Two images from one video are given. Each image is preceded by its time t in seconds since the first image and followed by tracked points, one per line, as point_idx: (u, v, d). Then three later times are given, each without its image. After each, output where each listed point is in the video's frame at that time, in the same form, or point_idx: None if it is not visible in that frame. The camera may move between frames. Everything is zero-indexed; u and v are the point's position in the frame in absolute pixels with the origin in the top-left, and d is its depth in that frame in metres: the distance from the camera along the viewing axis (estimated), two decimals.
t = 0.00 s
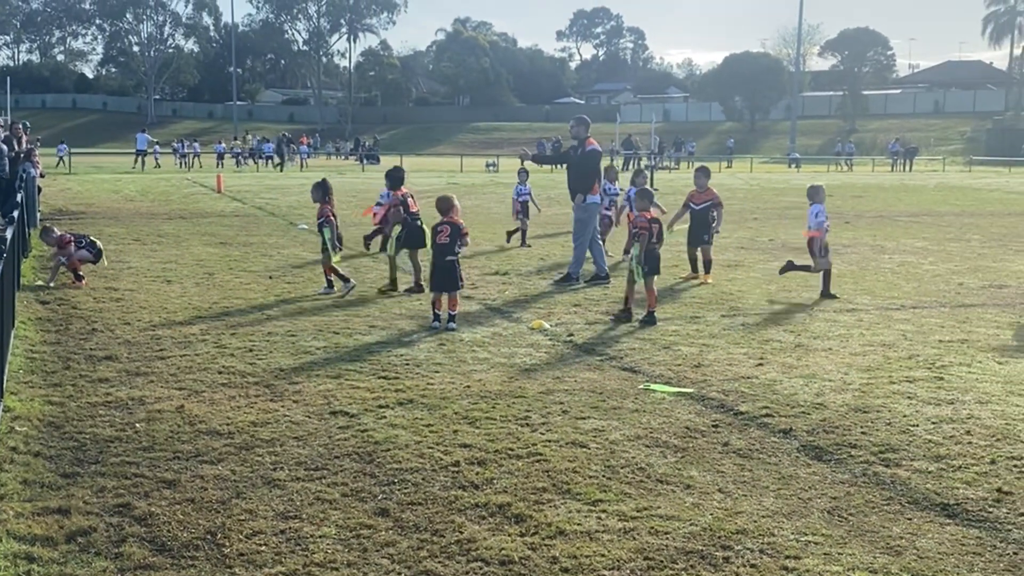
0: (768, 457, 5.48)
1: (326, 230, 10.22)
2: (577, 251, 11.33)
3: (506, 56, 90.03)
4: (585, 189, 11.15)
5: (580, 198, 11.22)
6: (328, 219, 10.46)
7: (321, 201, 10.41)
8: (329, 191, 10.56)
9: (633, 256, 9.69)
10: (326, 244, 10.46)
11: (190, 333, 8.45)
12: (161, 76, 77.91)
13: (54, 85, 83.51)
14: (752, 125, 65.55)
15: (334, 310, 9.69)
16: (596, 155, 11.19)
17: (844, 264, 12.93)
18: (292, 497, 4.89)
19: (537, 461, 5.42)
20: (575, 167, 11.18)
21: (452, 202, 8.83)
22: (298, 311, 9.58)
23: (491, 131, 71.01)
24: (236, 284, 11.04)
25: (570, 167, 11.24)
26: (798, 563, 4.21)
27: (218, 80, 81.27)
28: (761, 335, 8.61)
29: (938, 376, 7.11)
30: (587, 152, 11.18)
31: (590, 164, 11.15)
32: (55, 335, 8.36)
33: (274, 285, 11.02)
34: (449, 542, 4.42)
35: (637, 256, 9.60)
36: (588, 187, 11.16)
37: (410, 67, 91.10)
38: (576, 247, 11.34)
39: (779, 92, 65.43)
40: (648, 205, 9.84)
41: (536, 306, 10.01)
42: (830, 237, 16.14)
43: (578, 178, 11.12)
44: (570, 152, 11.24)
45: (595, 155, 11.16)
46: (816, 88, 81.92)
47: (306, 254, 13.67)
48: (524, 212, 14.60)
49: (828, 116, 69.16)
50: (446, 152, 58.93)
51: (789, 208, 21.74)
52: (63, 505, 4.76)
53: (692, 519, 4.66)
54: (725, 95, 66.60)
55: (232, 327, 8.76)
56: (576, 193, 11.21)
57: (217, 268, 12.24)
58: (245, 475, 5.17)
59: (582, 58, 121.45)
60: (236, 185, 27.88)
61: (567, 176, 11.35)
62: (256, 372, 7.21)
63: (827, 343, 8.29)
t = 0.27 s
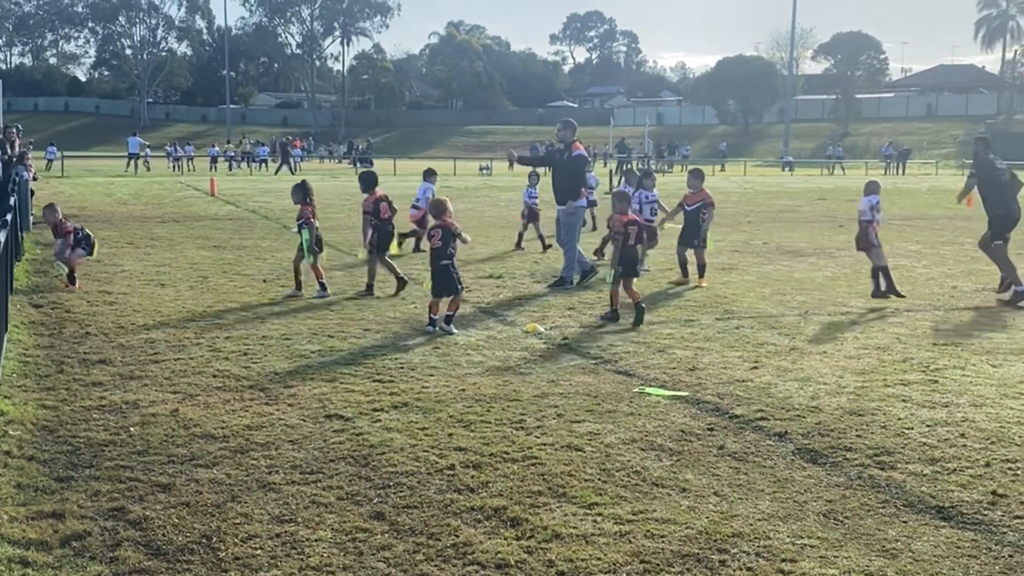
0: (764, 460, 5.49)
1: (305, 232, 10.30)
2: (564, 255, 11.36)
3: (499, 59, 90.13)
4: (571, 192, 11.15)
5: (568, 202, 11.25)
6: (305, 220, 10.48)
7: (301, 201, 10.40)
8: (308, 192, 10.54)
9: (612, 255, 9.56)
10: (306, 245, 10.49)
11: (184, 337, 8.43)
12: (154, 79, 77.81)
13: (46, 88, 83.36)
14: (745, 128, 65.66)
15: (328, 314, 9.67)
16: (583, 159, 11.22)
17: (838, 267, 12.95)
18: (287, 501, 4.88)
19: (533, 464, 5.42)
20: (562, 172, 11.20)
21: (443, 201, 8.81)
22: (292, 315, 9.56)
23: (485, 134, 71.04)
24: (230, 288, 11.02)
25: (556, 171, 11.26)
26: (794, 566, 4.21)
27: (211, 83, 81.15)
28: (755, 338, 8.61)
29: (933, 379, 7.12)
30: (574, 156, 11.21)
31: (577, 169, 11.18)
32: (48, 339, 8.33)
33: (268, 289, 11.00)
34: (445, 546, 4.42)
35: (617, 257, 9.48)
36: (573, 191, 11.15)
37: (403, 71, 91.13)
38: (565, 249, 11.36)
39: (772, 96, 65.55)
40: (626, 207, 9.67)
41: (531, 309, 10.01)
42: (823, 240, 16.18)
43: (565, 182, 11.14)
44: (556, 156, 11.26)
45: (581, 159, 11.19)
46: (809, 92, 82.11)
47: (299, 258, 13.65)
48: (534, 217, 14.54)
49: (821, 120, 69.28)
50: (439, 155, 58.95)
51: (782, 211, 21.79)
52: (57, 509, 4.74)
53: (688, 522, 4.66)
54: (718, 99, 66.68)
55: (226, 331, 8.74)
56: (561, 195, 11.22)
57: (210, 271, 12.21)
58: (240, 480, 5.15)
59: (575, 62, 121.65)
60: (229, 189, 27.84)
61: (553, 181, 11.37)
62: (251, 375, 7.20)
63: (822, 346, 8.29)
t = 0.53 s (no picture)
0: (762, 461, 5.49)
1: (284, 236, 10.43)
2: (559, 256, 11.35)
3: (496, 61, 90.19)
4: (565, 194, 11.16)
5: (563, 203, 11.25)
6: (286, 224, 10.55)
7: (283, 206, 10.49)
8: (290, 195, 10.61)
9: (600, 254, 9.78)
10: (285, 249, 10.56)
11: (181, 339, 8.41)
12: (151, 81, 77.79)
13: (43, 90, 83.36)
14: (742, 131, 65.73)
15: (326, 315, 9.66)
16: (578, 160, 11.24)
17: (835, 270, 12.97)
18: (285, 503, 4.87)
19: (531, 466, 5.42)
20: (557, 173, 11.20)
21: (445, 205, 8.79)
22: (289, 316, 9.55)
23: (482, 136, 71.08)
24: (227, 290, 11.01)
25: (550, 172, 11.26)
26: (792, 568, 4.21)
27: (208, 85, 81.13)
28: (752, 340, 8.62)
29: (930, 381, 7.12)
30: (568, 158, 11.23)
31: (573, 170, 11.16)
32: (45, 340, 8.31)
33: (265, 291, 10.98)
34: (443, 548, 4.41)
35: (606, 254, 9.71)
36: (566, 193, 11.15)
37: (400, 73, 91.18)
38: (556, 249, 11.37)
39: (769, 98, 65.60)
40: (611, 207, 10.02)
41: (528, 311, 10.00)
42: (820, 242, 16.18)
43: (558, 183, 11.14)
44: (551, 156, 11.25)
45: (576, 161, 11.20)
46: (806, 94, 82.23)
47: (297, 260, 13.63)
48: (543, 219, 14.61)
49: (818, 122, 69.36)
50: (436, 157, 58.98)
51: (779, 213, 21.81)
52: (55, 511, 4.73)
53: (686, 524, 4.66)
54: (715, 101, 66.72)
55: (223, 332, 8.73)
56: (554, 197, 11.24)
57: (207, 273, 12.20)
58: (238, 481, 5.15)
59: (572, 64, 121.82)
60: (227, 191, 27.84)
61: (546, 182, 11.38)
62: (248, 377, 7.19)
63: (819, 348, 8.29)
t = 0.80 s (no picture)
0: (762, 464, 5.49)
1: (268, 235, 10.47)
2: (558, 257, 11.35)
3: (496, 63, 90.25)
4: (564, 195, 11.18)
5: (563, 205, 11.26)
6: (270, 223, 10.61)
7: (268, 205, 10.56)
8: (274, 196, 10.63)
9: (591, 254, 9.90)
10: (268, 248, 10.59)
11: (180, 340, 8.41)
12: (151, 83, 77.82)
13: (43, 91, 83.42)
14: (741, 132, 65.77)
15: (326, 317, 9.67)
16: (578, 162, 11.22)
17: (835, 272, 12.95)
18: (284, 504, 4.87)
19: (530, 468, 5.42)
20: (556, 175, 11.20)
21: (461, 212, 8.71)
22: (287, 317, 9.55)
23: (481, 138, 71.12)
24: (227, 291, 11.00)
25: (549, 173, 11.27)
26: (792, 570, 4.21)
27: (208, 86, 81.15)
28: (752, 342, 8.62)
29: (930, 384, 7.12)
30: (569, 159, 11.21)
31: (572, 172, 11.16)
32: (44, 341, 8.32)
33: (264, 292, 10.97)
34: (443, 549, 4.41)
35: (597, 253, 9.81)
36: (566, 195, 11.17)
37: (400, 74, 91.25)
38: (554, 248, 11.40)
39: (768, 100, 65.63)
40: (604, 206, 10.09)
41: (527, 312, 10.01)
42: (820, 244, 16.18)
43: (556, 186, 11.16)
44: (551, 158, 11.23)
45: (576, 162, 11.20)
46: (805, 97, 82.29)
47: (296, 261, 13.63)
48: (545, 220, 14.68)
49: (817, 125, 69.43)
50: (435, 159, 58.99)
51: (779, 215, 21.83)
52: (54, 512, 4.73)
53: (686, 526, 4.66)
54: (714, 103, 66.74)
55: (222, 333, 8.73)
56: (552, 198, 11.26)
57: (206, 274, 12.20)
58: (238, 483, 5.15)
59: (572, 67, 122.06)
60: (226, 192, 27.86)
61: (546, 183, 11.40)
62: (248, 378, 7.19)
63: (817, 351, 8.30)
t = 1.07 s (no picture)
0: (765, 466, 5.49)
1: (257, 235, 10.54)
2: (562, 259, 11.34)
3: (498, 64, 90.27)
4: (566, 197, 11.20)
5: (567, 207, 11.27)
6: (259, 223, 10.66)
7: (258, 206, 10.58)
8: (267, 197, 10.65)
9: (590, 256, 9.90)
10: (256, 249, 10.64)
11: (183, 340, 8.42)
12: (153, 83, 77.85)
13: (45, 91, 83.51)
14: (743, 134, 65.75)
15: (327, 317, 9.67)
16: (583, 163, 11.19)
17: (837, 274, 12.96)
18: (288, 505, 4.87)
19: (532, 469, 5.42)
20: (561, 177, 11.21)
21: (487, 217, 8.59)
22: (290, 318, 9.56)
23: (483, 139, 71.11)
24: (229, 291, 11.01)
25: (552, 174, 11.29)
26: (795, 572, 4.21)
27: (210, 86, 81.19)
28: (755, 344, 8.62)
29: (933, 386, 7.11)
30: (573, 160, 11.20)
31: (577, 173, 11.16)
32: (47, 342, 8.32)
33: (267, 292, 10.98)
34: (446, 551, 4.41)
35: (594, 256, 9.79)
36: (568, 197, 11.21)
37: (402, 75, 91.26)
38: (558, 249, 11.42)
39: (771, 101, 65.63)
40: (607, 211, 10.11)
41: (530, 314, 10.01)
42: (822, 246, 16.18)
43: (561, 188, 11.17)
44: (555, 160, 11.23)
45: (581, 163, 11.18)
46: (807, 98, 82.25)
47: (300, 262, 13.64)
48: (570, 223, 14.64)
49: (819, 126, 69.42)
50: (437, 159, 59.01)
51: (782, 216, 21.81)
52: (57, 513, 4.73)
53: (689, 528, 4.66)
54: (716, 104, 66.74)
55: (225, 334, 8.73)
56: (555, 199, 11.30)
57: (210, 275, 12.21)
58: (240, 484, 5.15)
59: (574, 68, 122.07)
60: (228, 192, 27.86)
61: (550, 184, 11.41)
62: (251, 379, 7.19)
63: (820, 353, 8.30)
